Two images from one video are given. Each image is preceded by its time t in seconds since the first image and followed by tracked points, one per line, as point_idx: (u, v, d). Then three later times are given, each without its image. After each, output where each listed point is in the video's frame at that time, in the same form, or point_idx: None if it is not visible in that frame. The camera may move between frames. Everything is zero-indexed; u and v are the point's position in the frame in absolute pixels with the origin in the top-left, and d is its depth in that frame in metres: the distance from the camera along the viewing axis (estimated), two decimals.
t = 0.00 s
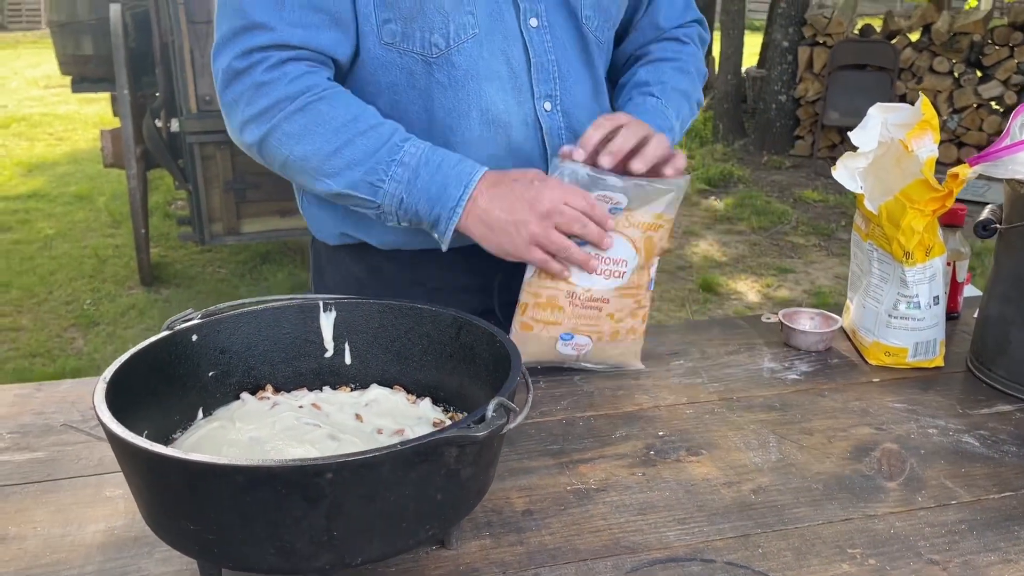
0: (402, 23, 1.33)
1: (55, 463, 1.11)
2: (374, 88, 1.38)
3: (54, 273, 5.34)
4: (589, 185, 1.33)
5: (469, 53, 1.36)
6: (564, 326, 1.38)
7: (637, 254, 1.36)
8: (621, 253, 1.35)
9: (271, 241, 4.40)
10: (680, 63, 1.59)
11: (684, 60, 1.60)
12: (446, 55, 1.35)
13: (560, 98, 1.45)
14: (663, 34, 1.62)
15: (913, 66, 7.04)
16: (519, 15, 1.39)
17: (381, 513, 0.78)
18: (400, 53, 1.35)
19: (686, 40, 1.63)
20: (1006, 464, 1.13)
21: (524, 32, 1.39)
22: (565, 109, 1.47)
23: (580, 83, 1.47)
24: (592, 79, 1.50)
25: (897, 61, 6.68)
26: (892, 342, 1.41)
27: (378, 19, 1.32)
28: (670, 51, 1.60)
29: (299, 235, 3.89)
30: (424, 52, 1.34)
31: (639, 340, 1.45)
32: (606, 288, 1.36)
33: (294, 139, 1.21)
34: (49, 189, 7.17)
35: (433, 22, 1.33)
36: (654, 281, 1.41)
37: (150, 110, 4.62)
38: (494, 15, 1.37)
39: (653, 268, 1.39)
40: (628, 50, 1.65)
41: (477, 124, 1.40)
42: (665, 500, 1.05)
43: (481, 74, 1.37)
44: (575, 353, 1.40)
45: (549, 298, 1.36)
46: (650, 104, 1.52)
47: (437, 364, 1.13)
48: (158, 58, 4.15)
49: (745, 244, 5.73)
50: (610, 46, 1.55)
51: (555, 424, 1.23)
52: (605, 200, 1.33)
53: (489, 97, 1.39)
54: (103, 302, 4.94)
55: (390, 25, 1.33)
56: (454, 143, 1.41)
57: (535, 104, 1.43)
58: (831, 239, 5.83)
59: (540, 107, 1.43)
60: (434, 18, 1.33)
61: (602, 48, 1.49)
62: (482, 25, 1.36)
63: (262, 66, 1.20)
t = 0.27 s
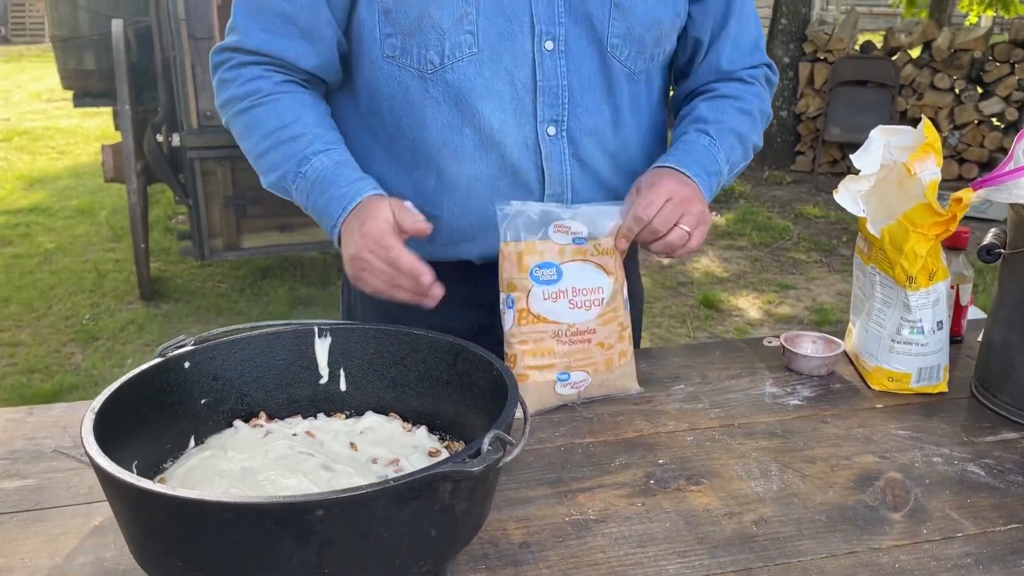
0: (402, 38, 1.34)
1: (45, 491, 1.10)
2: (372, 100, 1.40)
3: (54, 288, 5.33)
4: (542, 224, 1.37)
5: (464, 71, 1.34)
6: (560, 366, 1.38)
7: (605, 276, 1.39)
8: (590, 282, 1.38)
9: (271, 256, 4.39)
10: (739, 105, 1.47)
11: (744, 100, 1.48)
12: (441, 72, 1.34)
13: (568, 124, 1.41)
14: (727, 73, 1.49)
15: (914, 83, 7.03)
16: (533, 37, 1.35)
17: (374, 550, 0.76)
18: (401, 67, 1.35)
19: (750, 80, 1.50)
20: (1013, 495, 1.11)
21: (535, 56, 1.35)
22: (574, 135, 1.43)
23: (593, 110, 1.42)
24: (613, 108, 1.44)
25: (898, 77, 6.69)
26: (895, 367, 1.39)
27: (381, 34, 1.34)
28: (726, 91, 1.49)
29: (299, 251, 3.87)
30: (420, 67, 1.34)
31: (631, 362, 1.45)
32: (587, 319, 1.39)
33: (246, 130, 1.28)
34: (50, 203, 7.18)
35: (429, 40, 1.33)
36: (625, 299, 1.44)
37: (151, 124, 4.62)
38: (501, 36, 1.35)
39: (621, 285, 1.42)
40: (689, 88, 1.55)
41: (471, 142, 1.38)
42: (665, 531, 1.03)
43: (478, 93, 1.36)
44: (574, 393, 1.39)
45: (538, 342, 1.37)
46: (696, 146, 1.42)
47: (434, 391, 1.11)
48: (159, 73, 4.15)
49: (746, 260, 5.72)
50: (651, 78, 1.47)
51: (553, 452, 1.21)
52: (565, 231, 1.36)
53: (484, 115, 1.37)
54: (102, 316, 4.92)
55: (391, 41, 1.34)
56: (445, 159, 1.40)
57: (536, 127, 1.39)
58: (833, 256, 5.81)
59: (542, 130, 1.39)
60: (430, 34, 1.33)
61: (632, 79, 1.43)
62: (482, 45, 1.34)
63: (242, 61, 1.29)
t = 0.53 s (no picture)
0: (410, 57, 1.43)
1: (36, 524, 1.09)
2: (390, 107, 1.52)
3: (52, 305, 5.33)
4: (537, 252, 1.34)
5: (456, 95, 1.40)
6: (556, 394, 1.35)
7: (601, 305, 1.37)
8: (584, 309, 1.35)
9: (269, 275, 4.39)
10: (764, 160, 1.47)
11: (773, 154, 1.47)
12: (435, 93, 1.41)
13: (557, 158, 1.42)
14: (757, 128, 1.48)
15: (912, 104, 7.06)
16: (530, 70, 1.38)
17: None
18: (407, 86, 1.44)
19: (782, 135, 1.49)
20: (1013, 531, 1.11)
21: (530, 87, 1.38)
22: (565, 170, 1.44)
23: (586, 148, 1.43)
24: (611, 148, 1.44)
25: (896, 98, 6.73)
26: (894, 399, 1.39)
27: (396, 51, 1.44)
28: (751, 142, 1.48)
29: (297, 270, 3.87)
30: (421, 86, 1.42)
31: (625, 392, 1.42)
32: (582, 347, 1.36)
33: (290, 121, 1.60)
34: (49, 220, 7.19)
35: (429, 62, 1.40)
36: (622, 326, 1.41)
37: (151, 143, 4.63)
38: (498, 66, 1.38)
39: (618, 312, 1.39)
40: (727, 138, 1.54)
41: (459, 163, 1.44)
42: (663, 568, 1.02)
43: (466, 117, 1.41)
44: (571, 421, 1.37)
45: (533, 372, 1.34)
46: (708, 193, 1.44)
47: (429, 425, 1.10)
48: (159, 92, 4.17)
49: (745, 280, 5.72)
50: (669, 124, 1.46)
51: (550, 484, 1.20)
52: (560, 259, 1.34)
53: (469, 139, 1.41)
54: (100, 335, 4.91)
55: (402, 59, 1.44)
56: (435, 174, 1.47)
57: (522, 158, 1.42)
58: (831, 276, 5.81)
59: (527, 161, 1.42)
60: (428, 57, 1.40)
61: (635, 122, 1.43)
62: (477, 73, 1.38)
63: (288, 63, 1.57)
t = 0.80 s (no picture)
0: (406, 77, 1.46)
1: (29, 555, 1.08)
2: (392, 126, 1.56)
3: (49, 326, 5.32)
4: (531, 283, 1.33)
5: (449, 117, 1.42)
6: (548, 423, 1.35)
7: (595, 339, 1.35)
8: (577, 339, 1.34)
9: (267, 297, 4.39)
10: (757, 203, 1.47)
11: (766, 199, 1.47)
12: (428, 114, 1.44)
13: (547, 184, 1.44)
14: (752, 169, 1.48)
15: (908, 129, 7.04)
16: (521, 96, 1.39)
17: None
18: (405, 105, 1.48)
19: (777, 179, 1.48)
20: (1009, 567, 1.10)
21: (521, 112, 1.39)
22: (554, 195, 1.45)
23: (578, 175, 1.44)
24: (598, 175, 1.45)
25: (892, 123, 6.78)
26: (890, 430, 1.39)
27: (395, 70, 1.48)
28: (746, 185, 1.48)
29: (295, 292, 3.87)
30: (417, 105, 1.45)
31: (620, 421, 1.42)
32: (576, 376, 1.35)
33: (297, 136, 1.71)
34: (48, 240, 7.20)
35: (423, 83, 1.43)
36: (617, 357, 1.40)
37: (150, 165, 4.64)
38: (490, 90, 1.40)
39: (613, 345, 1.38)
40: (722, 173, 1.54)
41: (453, 184, 1.46)
42: None
43: (457, 140, 1.43)
44: (566, 451, 1.37)
45: (525, 401, 1.34)
46: (698, 240, 1.43)
47: (423, 457, 1.10)
48: (158, 114, 4.19)
49: (743, 304, 5.72)
50: (663, 157, 1.46)
51: (544, 516, 1.20)
52: (554, 292, 1.32)
53: (460, 160, 1.44)
54: (97, 356, 4.90)
55: (399, 78, 1.47)
56: (429, 192, 1.49)
57: (511, 183, 1.43)
58: (829, 300, 5.82)
59: (517, 186, 1.43)
60: (424, 77, 1.42)
61: (626, 152, 1.43)
62: (469, 95, 1.40)
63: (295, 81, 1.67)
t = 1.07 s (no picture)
0: (366, 120, 1.40)
1: None
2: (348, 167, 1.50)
3: (50, 345, 5.32)
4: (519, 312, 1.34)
5: (419, 158, 1.38)
6: (550, 449, 1.35)
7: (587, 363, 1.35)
8: (571, 363, 1.34)
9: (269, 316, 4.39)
10: (722, 206, 1.51)
11: (730, 201, 1.52)
12: (396, 158, 1.38)
13: (524, 215, 1.41)
14: (716, 174, 1.52)
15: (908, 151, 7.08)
16: (492, 130, 1.36)
17: None
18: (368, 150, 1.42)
19: (738, 181, 1.53)
20: None
21: (496, 147, 1.36)
22: (532, 227, 1.42)
23: (555, 205, 1.42)
24: (575, 203, 1.43)
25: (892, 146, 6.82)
26: (891, 456, 1.40)
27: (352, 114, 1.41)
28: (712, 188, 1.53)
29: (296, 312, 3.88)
30: (380, 148, 1.40)
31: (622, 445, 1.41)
32: (572, 398, 1.34)
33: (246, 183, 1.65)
34: (51, 259, 7.22)
35: (386, 127, 1.37)
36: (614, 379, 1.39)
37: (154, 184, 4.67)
38: (459, 127, 1.36)
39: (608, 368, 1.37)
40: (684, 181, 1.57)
41: (428, 226, 1.41)
42: None
43: (428, 181, 1.38)
44: (566, 473, 1.37)
45: (524, 428, 1.34)
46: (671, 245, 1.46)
47: (425, 482, 1.10)
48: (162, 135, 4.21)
49: (743, 325, 5.73)
50: (633, 177, 1.46)
51: (545, 541, 1.20)
52: (541, 320, 1.33)
53: (434, 202, 1.39)
54: (97, 375, 4.90)
55: (357, 122, 1.41)
56: (401, 237, 1.44)
57: (490, 218, 1.39)
58: (830, 322, 5.83)
59: (496, 221, 1.39)
60: (387, 121, 1.37)
61: (600, 176, 1.42)
62: (438, 135, 1.36)
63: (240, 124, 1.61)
